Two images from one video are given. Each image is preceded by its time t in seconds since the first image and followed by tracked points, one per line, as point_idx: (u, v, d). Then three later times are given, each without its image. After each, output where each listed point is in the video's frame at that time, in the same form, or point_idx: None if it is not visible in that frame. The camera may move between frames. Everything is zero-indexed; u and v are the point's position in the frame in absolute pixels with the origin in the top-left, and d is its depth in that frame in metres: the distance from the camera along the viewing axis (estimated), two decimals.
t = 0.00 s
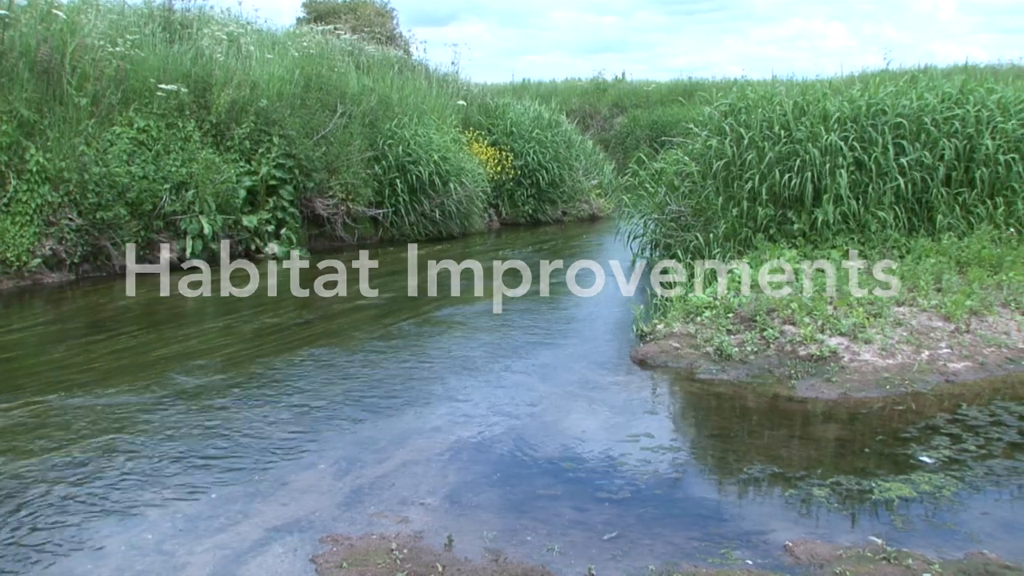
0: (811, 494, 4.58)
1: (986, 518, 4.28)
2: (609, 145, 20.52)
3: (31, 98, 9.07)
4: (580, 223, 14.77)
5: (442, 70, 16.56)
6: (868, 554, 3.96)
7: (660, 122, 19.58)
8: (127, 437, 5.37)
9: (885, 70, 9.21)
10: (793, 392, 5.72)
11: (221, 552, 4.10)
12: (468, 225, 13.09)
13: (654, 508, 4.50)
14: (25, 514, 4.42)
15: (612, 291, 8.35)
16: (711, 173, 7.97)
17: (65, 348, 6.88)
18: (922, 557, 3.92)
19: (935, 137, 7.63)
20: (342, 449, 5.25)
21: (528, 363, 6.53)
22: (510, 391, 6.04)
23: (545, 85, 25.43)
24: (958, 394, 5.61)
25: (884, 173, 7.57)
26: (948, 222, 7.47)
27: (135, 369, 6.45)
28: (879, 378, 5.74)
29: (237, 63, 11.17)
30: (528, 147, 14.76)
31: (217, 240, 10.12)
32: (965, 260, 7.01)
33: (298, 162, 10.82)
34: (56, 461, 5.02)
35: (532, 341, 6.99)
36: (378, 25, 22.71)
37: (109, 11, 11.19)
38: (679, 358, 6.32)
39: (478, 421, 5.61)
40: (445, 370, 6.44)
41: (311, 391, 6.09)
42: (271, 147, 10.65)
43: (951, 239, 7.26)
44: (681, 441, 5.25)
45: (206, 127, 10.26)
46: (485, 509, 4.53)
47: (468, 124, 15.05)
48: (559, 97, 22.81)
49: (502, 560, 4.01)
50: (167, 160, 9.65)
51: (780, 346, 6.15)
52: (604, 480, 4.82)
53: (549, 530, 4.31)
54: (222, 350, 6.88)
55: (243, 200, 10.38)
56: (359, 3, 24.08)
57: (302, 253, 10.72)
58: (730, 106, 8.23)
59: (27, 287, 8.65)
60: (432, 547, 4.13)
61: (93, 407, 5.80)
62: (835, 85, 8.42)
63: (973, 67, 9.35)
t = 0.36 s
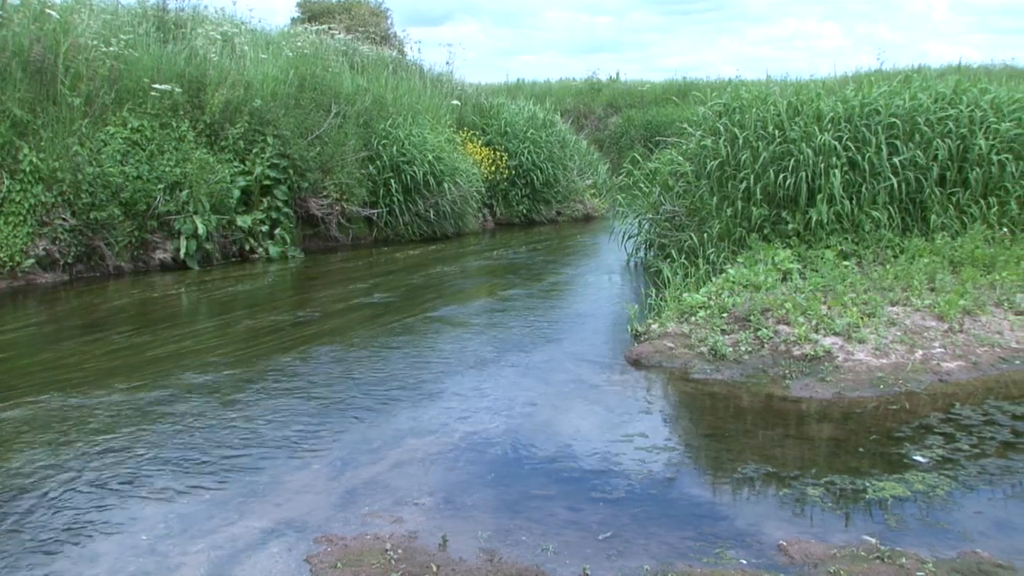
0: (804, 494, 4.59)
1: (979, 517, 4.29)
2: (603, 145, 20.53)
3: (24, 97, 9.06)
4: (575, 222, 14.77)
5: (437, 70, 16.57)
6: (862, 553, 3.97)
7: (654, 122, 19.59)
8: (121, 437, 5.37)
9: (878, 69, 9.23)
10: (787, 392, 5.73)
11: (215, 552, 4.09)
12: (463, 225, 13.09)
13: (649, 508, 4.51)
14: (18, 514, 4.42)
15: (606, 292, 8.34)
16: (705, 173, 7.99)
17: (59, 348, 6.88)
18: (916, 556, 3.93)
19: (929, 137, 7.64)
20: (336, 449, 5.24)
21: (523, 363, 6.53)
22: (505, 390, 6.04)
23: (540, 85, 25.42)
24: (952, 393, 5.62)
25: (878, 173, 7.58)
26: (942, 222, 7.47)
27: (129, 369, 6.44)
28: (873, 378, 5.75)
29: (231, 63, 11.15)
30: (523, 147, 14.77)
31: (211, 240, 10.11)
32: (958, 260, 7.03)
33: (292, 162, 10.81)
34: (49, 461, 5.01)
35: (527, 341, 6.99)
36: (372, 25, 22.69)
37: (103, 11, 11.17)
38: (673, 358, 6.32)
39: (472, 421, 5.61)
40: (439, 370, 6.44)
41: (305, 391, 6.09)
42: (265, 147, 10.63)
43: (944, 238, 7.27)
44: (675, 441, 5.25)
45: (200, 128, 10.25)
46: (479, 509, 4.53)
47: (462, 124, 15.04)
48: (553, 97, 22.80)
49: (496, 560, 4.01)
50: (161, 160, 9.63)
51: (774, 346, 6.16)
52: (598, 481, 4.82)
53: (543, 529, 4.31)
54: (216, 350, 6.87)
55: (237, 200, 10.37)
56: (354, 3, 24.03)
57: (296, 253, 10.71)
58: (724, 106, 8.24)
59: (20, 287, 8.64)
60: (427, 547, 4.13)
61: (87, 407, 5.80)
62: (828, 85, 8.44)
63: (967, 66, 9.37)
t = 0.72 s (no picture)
0: (797, 493, 4.60)
1: (971, 515, 4.30)
2: (596, 145, 20.54)
3: (15, 97, 9.05)
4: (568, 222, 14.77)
5: (430, 71, 16.56)
6: (854, 552, 3.98)
7: (647, 122, 19.60)
8: (113, 437, 5.36)
9: (870, 70, 9.25)
10: (779, 392, 5.74)
11: (208, 553, 4.08)
12: (456, 225, 13.08)
13: (642, 508, 4.51)
14: (9, 515, 4.41)
15: (598, 292, 8.34)
16: (698, 173, 8.00)
17: (51, 349, 6.86)
18: (908, 555, 3.94)
19: (921, 137, 7.66)
20: (329, 449, 5.24)
21: (516, 363, 6.53)
22: (498, 390, 6.04)
23: (533, 85, 25.42)
24: (944, 393, 5.64)
25: (870, 173, 7.58)
26: (934, 221, 7.49)
27: (121, 370, 6.44)
28: (865, 377, 5.76)
29: (223, 63, 11.13)
30: (516, 147, 14.77)
31: (204, 240, 10.10)
32: (950, 259, 7.04)
33: (285, 162, 10.80)
34: (41, 462, 5.00)
35: (520, 341, 6.98)
36: (364, 25, 22.69)
37: (95, 11, 11.15)
38: (666, 358, 6.33)
39: (465, 421, 5.61)
40: (432, 369, 6.44)
41: (298, 391, 6.08)
42: (257, 147, 10.62)
43: (936, 238, 7.28)
44: (668, 441, 5.26)
45: (193, 127, 10.23)
46: (472, 510, 4.53)
47: (455, 123, 15.03)
48: (546, 97, 22.81)
49: (489, 560, 4.01)
50: (153, 160, 9.61)
51: (767, 345, 6.17)
52: (591, 480, 4.82)
53: (536, 529, 4.31)
54: (209, 350, 6.87)
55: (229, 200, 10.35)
56: (346, 3, 23.99)
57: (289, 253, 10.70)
58: (717, 106, 8.25)
59: (12, 287, 8.62)
60: (420, 547, 4.13)
61: (78, 408, 5.78)
62: (820, 85, 8.45)
63: (958, 66, 9.40)
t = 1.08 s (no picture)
0: (788, 492, 4.61)
1: (961, 514, 4.32)
2: (588, 145, 20.55)
3: (4, 97, 9.05)
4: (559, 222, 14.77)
5: (422, 71, 16.56)
6: (845, 551, 3.99)
7: (638, 122, 19.60)
8: (103, 438, 5.34)
9: (859, 70, 9.27)
10: (770, 391, 5.75)
11: (198, 554, 4.07)
12: (447, 225, 13.08)
13: (633, 507, 4.52)
14: None
15: (590, 291, 8.34)
16: (689, 173, 8.01)
17: (41, 349, 6.84)
18: (898, 553, 3.95)
19: (910, 137, 7.68)
20: (321, 450, 5.23)
21: (507, 363, 6.53)
22: (490, 390, 6.04)
23: (524, 84, 25.42)
24: (934, 391, 5.66)
25: (860, 173, 7.60)
26: (924, 221, 7.51)
27: (112, 370, 6.42)
28: (855, 377, 5.78)
29: (214, 63, 11.11)
30: (507, 147, 14.77)
31: (195, 240, 10.08)
32: (940, 259, 7.07)
33: (275, 162, 10.78)
34: (30, 463, 4.98)
35: (512, 341, 6.99)
36: (356, 25, 22.66)
37: (84, 10, 11.13)
38: (658, 357, 6.34)
39: (456, 421, 5.61)
40: (424, 369, 6.43)
41: (289, 391, 6.07)
42: (248, 147, 10.60)
43: (926, 238, 7.30)
44: (659, 440, 5.27)
45: (183, 127, 10.21)
46: (463, 509, 4.53)
47: (446, 123, 15.03)
48: (538, 97, 22.81)
49: (481, 560, 4.01)
50: (144, 160, 9.59)
51: (758, 345, 6.18)
52: (582, 480, 4.83)
53: (527, 529, 4.31)
54: (200, 351, 6.85)
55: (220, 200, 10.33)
56: (337, 3, 23.93)
57: (280, 253, 10.69)
58: (707, 105, 8.27)
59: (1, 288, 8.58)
60: (411, 547, 4.13)
61: (68, 408, 5.76)
62: (811, 85, 8.48)
63: (947, 66, 9.44)
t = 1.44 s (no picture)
0: (777, 491, 4.62)
1: (948, 512, 4.34)
2: (577, 145, 20.56)
3: None
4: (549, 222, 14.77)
5: (411, 71, 16.55)
6: (833, 550, 4.00)
7: (627, 122, 19.61)
8: (91, 439, 5.32)
9: (847, 70, 9.30)
10: (759, 390, 5.77)
11: (187, 555, 4.06)
12: (436, 225, 13.07)
13: (623, 507, 4.52)
14: None
15: (578, 291, 8.34)
16: (678, 173, 8.02)
17: (28, 350, 6.81)
18: (886, 552, 3.96)
19: (898, 136, 7.71)
20: (310, 450, 5.22)
21: (497, 363, 6.53)
22: (479, 390, 6.04)
23: (513, 84, 25.43)
24: (922, 390, 5.68)
25: (849, 172, 7.62)
26: (912, 220, 7.53)
27: (100, 371, 6.39)
28: (844, 376, 5.79)
29: (202, 63, 11.08)
30: (496, 147, 14.78)
31: (183, 240, 10.05)
32: (928, 258, 7.10)
33: (265, 162, 10.76)
34: (17, 464, 4.96)
35: (502, 341, 6.98)
36: (345, 25, 22.63)
37: (71, 10, 11.10)
38: (647, 357, 6.34)
39: (446, 421, 5.60)
40: (413, 370, 6.43)
41: (279, 392, 6.06)
42: (237, 147, 10.57)
43: (914, 237, 7.33)
44: (648, 440, 5.28)
45: (171, 127, 10.18)
46: (453, 509, 4.53)
47: (436, 123, 15.02)
48: (527, 97, 22.82)
49: (470, 560, 4.01)
50: (132, 160, 9.56)
51: (747, 344, 6.19)
52: (572, 480, 4.84)
53: (517, 529, 4.31)
54: (188, 351, 6.83)
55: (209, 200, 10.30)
56: (327, 3, 23.88)
57: (269, 253, 10.67)
58: (696, 106, 8.29)
59: None
60: (401, 548, 4.12)
61: (56, 409, 5.74)
62: (799, 85, 8.50)
63: (934, 67, 9.49)
